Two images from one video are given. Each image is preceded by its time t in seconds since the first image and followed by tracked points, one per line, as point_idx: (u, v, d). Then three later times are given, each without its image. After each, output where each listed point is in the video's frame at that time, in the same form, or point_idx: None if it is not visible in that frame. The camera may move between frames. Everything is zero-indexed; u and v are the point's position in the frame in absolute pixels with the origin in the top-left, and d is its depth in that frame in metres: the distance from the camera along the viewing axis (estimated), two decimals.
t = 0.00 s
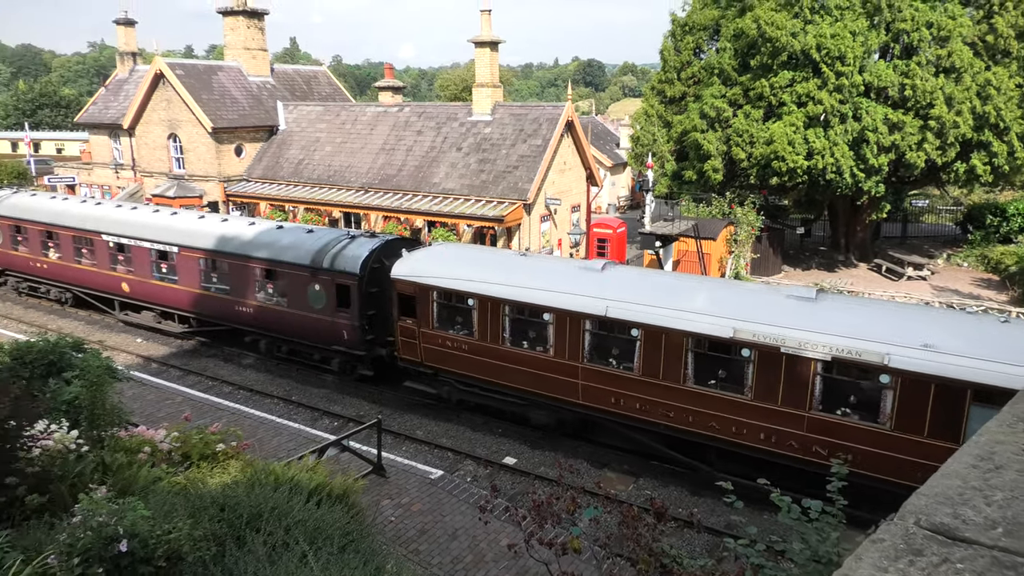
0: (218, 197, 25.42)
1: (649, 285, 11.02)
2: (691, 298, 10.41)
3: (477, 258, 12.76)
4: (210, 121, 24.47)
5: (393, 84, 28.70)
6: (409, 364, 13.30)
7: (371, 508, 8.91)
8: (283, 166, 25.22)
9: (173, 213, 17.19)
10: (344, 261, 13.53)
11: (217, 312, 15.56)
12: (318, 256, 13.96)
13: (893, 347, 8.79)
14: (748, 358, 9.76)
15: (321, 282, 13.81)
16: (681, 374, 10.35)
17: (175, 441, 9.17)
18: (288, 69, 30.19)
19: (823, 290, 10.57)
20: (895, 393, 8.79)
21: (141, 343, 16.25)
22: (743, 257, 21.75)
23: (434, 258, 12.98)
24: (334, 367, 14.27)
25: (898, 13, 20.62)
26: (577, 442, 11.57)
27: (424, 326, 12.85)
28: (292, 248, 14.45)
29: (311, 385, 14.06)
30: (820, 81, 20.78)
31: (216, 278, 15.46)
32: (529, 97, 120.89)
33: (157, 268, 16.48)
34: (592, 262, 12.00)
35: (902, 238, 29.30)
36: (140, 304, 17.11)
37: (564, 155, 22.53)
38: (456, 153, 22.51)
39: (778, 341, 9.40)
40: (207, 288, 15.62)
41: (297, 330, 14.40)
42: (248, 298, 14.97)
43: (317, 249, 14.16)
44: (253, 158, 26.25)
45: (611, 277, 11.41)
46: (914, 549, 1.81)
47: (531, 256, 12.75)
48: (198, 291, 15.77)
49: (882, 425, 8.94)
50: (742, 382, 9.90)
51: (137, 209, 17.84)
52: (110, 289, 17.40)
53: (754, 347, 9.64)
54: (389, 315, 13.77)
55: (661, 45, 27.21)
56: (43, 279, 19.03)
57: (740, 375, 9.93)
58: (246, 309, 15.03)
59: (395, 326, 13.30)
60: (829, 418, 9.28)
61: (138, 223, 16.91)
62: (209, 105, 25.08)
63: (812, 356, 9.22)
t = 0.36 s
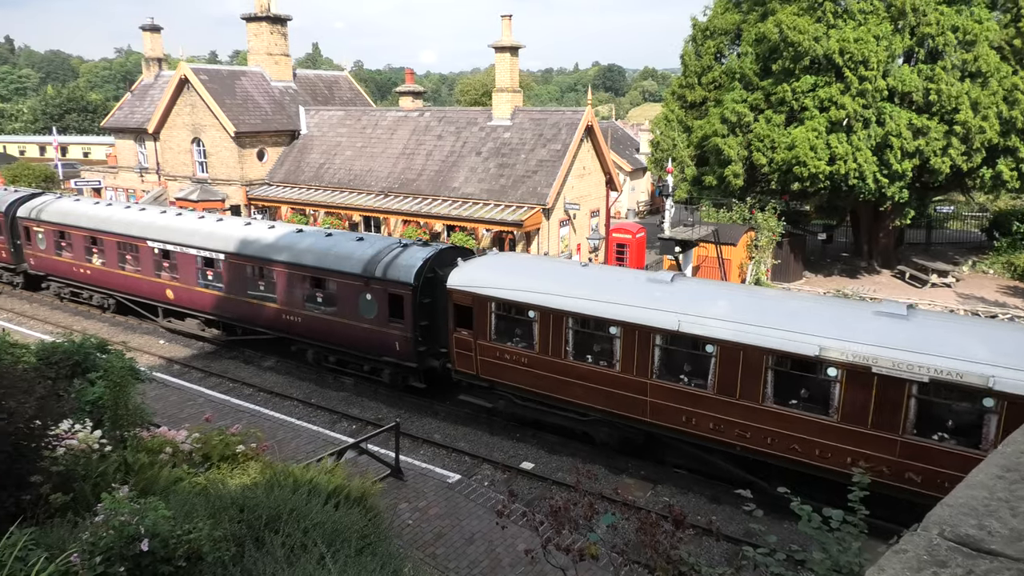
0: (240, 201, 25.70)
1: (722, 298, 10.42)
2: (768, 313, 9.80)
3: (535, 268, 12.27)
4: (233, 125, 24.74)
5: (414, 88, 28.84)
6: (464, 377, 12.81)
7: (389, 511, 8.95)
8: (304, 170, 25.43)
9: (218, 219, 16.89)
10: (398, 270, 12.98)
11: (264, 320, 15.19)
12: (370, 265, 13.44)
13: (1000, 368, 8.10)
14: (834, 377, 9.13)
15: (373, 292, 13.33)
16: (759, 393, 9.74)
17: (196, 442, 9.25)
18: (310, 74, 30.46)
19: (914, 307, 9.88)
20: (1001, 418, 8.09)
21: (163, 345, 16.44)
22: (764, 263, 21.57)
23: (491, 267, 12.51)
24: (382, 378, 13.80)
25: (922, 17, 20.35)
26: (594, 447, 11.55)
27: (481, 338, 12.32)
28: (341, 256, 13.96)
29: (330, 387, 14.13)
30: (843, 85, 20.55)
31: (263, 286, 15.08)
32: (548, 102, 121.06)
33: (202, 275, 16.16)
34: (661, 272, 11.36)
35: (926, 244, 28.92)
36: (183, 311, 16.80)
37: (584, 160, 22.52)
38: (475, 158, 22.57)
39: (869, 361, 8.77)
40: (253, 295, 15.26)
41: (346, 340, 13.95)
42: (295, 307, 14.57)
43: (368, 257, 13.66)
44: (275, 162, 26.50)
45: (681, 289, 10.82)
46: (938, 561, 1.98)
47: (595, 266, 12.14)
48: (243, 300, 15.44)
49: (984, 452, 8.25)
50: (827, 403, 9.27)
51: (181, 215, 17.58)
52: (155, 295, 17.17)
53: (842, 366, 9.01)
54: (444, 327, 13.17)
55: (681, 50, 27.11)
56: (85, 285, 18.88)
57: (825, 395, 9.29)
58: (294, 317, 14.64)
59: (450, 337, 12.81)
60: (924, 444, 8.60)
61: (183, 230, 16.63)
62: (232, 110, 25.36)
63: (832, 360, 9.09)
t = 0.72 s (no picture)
0: (262, 206, 25.96)
1: (806, 316, 9.89)
2: (857, 333, 9.26)
3: (602, 281, 11.87)
4: (256, 131, 25.02)
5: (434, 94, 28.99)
6: (520, 392, 12.49)
7: (407, 516, 8.96)
8: (325, 175, 25.64)
9: (264, 227, 16.68)
10: (453, 281, 12.72)
11: (312, 331, 14.93)
12: (424, 275, 13.16)
13: None
14: (932, 402, 8.55)
15: (427, 303, 13.04)
16: (847, 416, 9.21)
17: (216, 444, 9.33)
18: (332, 80, 30.73)
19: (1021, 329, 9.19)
20: None
21: (186, 347, 16.62)
22: (785, 270, 21.37)
23: (555, 280, 12.14)
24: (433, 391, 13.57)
25: (948, 22, 20.19)
26: (612, 454, 11.53)
27: (541, 352, 11.98)
28: (394, 266, 13.70)
29: (349, 392, 14.19)
30: (866, 91, 20.39)
31: (312, 296, 14.82)
32: (568, 108, 121.20)
33: (247, 283, 15.93)
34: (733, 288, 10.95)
35: (951, 251, 28.54)
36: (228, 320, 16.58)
37: (603, 166, 22.49)
38: (495, 164, 22.61)
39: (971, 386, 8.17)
40: (301, 305, 15.01)
41: (398, 352, 13.68)
42: (345, 317, 14.32)
43: (422, 267, 13.37)
44: (297, 167, 26.74)
45: (760, 306, 10.31)
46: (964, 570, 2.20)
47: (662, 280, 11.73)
48: (290, 310, 15.22)
49: None
50: (922, 429, 8.70)
51: (226, 222, 17.40)
52: (199, 304, 16.99)
53: (941, 390, 8.43)
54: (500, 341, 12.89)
55: (702, 56, 27.02)
56: (128, 292, 18.75)
57: (920, 420, 8.72)
58: (342, 329, 14.37)
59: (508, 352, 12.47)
60: None
61: (229, 237, 16.42)
62: (255, 115, 25.65)
63: (855, 368, 9.01)
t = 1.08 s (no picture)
0: (286, 211, 26.24)
1: (899, 333, 9.05)
2: (960, 353, 8.40)
3: (670, 294, 11.08)
4: (281, 136, 25.30)
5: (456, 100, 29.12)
6: (583, 410, 11.72)
7: (426, 521, 8.98)
8: (348, 181, 25.85)
9: (312, 235, 16.34)
10: (513, 294, 12.11)
11: (362, 343, 14.54)
12: (481, 287, 12.62)
13: None
14: None
15: (484, 316, 12.48)
16: (948, 445, 8.34)
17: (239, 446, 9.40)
18: (356, 87, 31.00)
19: None
20: None
21: (210, 350, 16.82)
22: (810, 277, 21.15)
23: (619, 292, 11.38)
24: (489, 408, 13.04)
25: (977, 27, 19.84)
26: (632, 460, 11.48)
27: (607, 369, 11.21)
28: (450, 277, 13.18)
29: (370, 396, 14.26)
30: (893, 97, 20.11)
31: (363, 307, 14.41)
32: (590, 114, 121.40)
33: (296, 293, 15.57)
34: (816, 304, 10.04)
35: (980, 260, 28.08)
36: (273, 330, 16.27)
37: (625, 172, 22.44)
38: (517, 169, 22.65)
39: None
40: (351, 316, 14.61)
41: (453, 367, 13.21)
42: (398, 329, 13.85)
43: (478, 279, 12.85)
44: (320, 172, 26.98)
45: (848, 322, 9.46)
46: None
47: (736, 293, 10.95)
48: (340, 321, 14.81)
49: None
50: None
51: (273, 230, 17.08)
52: (245, 313, 16.72)
53: None
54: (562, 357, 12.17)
55: (726, 62, 26.87)
56: (172, 300, 18.53)
57: None
58: (395, 341, 13.93)
59: (568, 368, 11.74)
60: None
61: (276, 245, 16.08)
62: (280, 121, 25.93)
63: (881, 377, 8.65)
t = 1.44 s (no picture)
0: (309, 215, 26.48)
1: (1006, 357, 8.39)
2: None
3: (748, 310, 10.53)
4: (304, 142, 25.56)
5: (478, 106, 29.23)
6: (649, 430, 11.16)
7: (445, 526, 8.99)
8: (370, 186, 26.02)
9: (360, 244, 15.94)
10: (576, 307, 11.62)
11: (413, 355, 14.12)
12: (542, 300, 12.14)
13: None
14: None
15: (544, 330, 12.01)
16: None
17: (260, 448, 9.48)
18: (378, 93, 31.25)
19: None
20: None
21: (233, 353, 17.00)
22: (833, 284, 20.95)
23: (692, 308, 10.85)
24: (545, 425, 12.59)
25: (1006, 32, 19.63)
26: (651, 468, 11.42)
27: (678, 388, 10.66)
28: (509, 289, 12.70)
29: (390, 400, 14.32)
30: (919, 103, 19.85)
31: (415, 318, 13.97)
32: (611, 119, 121.25)
33: (344, 303, 15.17)
34: (909, 323, 9.52)
35: (1009, 268, 27.60)
36: (319, 340, 15.87)
37: (647, 178, 22.38)
38: (538, 175, 22.67)
39: None
40: (403, 327, 14.19)
41: (509, 382, 12.76)
42: (452, 342, 13.39)
43: (538, 291, 12.38)
44: (343, 178, 27.21)
45: (946, 344, 8.85)
46: None
47: (817, 310, 10.41)
48: (390, 332, 14.37)
49: None
50: None
51: (319, 238, 16.72)
52: (290, 322, 16.35)
53: None
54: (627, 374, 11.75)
55: (749, 67, 26.73)
56: (214, 308, 18.30)
57: None
58: (448, 354, 13.47)
59: (635, 387, 11.23)
60: None
61: (323, 254, 15.71)
62: (303, 127, 26.20)
63: (902, 388, 8.61)
